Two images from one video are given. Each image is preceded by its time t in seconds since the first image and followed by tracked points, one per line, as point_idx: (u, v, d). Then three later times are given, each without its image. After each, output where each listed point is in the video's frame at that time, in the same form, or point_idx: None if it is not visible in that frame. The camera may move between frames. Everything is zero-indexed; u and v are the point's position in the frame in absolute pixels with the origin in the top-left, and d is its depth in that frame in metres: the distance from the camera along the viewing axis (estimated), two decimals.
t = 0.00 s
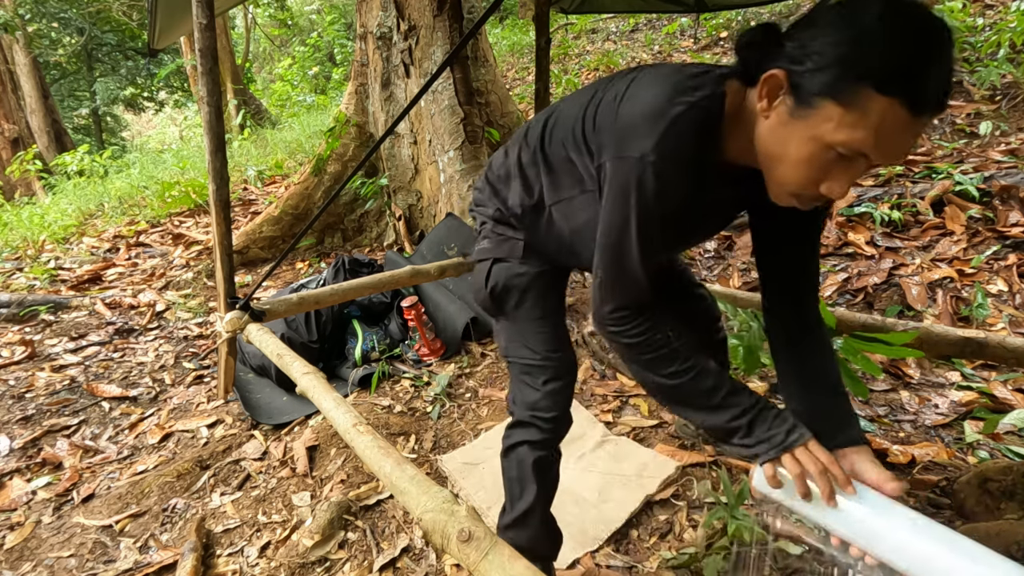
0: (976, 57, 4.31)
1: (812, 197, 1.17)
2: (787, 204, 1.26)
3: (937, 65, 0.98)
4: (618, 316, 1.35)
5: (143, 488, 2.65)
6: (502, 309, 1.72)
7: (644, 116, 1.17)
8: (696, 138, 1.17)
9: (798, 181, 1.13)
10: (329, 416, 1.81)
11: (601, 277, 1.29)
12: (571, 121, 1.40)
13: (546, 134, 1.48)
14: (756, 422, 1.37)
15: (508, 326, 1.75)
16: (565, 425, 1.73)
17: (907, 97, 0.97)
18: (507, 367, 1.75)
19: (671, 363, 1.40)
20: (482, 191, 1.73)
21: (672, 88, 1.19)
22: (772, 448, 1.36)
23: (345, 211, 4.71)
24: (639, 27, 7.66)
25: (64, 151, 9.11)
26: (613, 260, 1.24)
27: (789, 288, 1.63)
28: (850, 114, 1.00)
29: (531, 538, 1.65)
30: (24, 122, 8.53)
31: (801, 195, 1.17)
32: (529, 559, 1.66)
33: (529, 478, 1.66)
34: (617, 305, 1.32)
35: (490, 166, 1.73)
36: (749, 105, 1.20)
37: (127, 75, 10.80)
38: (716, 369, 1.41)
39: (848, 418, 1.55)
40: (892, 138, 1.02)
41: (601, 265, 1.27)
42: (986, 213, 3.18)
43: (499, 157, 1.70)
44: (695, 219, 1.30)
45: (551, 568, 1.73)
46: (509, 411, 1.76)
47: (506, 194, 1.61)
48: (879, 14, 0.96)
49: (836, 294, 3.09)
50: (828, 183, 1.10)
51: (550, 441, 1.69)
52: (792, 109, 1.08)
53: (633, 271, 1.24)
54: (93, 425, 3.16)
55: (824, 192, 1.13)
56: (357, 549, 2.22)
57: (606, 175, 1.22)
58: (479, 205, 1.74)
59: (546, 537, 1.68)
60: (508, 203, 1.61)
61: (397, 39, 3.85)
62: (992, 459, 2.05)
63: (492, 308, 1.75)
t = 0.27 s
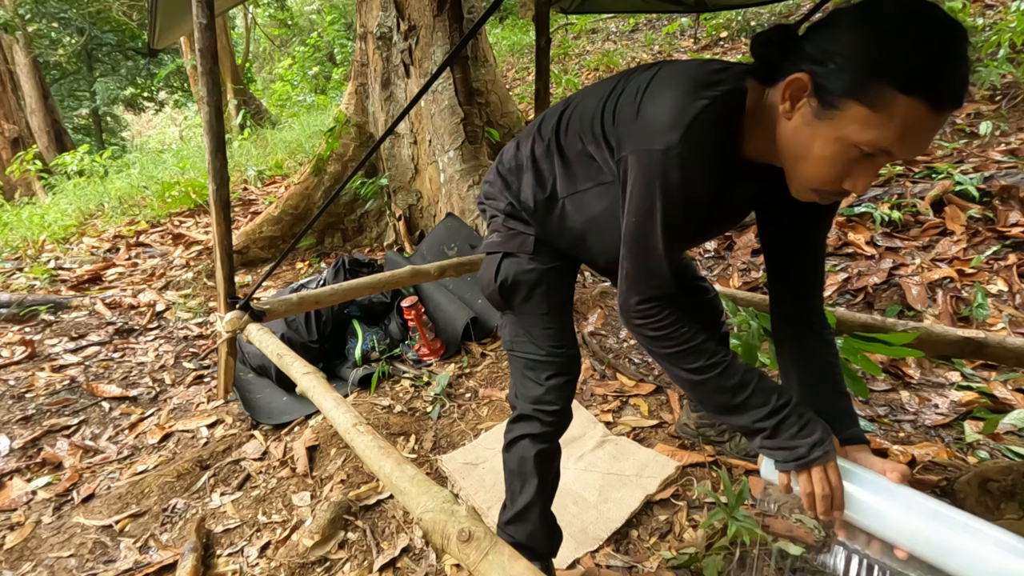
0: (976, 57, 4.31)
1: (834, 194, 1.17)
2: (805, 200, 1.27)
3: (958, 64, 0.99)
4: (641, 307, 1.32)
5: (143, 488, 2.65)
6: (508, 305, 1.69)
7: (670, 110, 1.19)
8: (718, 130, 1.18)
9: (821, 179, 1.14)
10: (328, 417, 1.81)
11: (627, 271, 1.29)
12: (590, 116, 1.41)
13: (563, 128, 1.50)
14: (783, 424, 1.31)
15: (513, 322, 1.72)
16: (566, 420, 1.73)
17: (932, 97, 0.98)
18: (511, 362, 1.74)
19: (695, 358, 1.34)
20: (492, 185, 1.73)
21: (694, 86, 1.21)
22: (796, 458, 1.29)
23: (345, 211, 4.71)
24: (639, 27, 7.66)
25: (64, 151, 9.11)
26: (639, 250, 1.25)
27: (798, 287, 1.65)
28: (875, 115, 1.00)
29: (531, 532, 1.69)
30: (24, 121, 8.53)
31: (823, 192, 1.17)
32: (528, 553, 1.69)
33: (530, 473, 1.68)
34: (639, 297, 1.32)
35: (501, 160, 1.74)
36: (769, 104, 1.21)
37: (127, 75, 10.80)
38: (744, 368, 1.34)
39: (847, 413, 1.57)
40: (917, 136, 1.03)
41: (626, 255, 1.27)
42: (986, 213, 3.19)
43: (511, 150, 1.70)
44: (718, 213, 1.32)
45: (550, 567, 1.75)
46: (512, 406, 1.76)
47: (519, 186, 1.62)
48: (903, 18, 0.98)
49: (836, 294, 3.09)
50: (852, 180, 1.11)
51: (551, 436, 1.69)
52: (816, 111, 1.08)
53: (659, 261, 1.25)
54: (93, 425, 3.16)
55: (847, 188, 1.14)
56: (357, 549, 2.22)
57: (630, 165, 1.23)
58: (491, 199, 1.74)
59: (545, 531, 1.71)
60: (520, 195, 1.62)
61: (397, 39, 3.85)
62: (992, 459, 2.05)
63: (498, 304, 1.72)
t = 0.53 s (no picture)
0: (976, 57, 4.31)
1: (851, 192, 1.22)
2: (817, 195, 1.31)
3: (972, 71, 1.03)
4: (658, 304, 1.35)
5: (143, 488, 2.65)
6: (515, 302, 1.69)
7: (692, 112, 1.20)
8: (736, 130, 1.20)
9: (841, 179, 1.18)
10: (329, 416, 1.81)
11: (647, 269, 1.31)
12: (605, 115, 1.41)
13: (574, 126, 1.49)
14: (793, 408, 1.40)
15: (519, 319, 1.72)
16: (568, 418, 1.74)
17: (951, 105, 1.03)
18: (515, 360, 1.74)
19: (712, 353, 1.39)
20: (500, 181, 1.71)
21: (714, 88, 1.22)
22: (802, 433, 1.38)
23: (345, 211, 4.71)
24: (639, 27, 7.66)
25: (64, 151, 9.11)
26: (659, 249, 1.26)
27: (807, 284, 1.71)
28: (898, 122, 1.03)
29: (532, 529, 1.69)
30: (24, 121, 8.53)
31: (840, 192, 1.22)
32: (528, 551, 1.69)
33: (532, 470, 1.68)
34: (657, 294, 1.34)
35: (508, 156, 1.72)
36: (786, 107, 1.21)
37: (127, 75, 10.79)
38: (753, 358, 1.43)
39: (859, 399, 1.55)
40: (934, 141, 1.07)
41: (646, 255, 1.29)
42: (986, 213, 3.19)
43: (518, 146, 1.69)
44: (733, 212, 1.34)
45: (550, 566, 1.74)
46: (514, 403, 1.76)
47: (527, 184, 1.60)
48: (925, 31, 1.00)
49: (836, 294, 3.09)
50: (870, 180, 1.15)
51: (554, 432, 1.71)
52: (839, 118, 1.10)
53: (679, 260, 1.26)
54: (93, 425, 3.16)
55: (864, 187, 1.18)
56: (357, 549, 2.22)
57: (651, 166, 1.23)
58: (498, 195, 1.72)
59: (546, 528, 1.71)
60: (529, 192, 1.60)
61: (397, 39, 3.85)
62: (992, 459, 2.05)
63: (504, 301, 1.72)
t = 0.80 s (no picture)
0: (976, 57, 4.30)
1: (867, 192, 1.27)
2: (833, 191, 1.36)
3: (986, 80, 1.08)
4: (675, 305, 1.30)
5: (143, 488, 2.65)
6: (520, 301, 1.67)
7: (712, 116, 1.20)
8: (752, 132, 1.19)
9: (862, 180, 1.23)
10: (329, 416, 1.81)
11: (661, 269, 1.28)
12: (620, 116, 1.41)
13: (586, 126, 1.48)
14: (810, 414, 1.36)
15: (523, 318, 1.71)
16: (570, 418, 1.74)
17: (970, 113, 1.08)
18: (518, 359, 1.74)
19: (729, 355, 1.34)
20: (506, 180, 1.69)
21: (732, 90, 1.23)
22: (821, 442, 1.35)
23: (345, 211, 4.71)
24: (639, 27, 7.66)
25: (64, 151, 9.11)
26: (678, 248, 1.23)
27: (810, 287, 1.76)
28: (924, 133, 1.08)
29: (532, 529, 1.69)
30: (24, 121, 8.52)
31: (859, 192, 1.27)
32: (528, 551, 1.69)
33: (535, 469, 1.69)
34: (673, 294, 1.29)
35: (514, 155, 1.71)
36: (803, 111, 1.24)
37: (127, 75, 10.79)
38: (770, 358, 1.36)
39: (861, 396, 1.63)
40: (952, 146, 1.12)
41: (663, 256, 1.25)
42: (986, 213, 3.19)
43: (525, 145, 1.68)
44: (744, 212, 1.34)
45: (550, 566, 1.74)
46: (516, 402, 1.76)
47: (534, 182, 1.60)
48: (946, 44, 1.04)
49: (836, 294, 3.10)
50: (890, 182, 1.21)
51: (556, 432, 1.71)
52: (864, 130, 1.14)
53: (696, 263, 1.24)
54: (93, 425, 3.16)
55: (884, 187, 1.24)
56: (357, 549, 2.22)
57: (671, 170, 1.23)
58: (503, 193, 1.70)
59: (546, 529, 1.70)
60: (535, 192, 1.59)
61: (397, 39, 3.85)
62: (992, 459, 2.05)
63: (509, 300, 1.70)
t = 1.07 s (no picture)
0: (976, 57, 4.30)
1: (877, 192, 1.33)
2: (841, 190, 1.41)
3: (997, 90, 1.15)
4: (696, 305, 1.31)
5: (143, 488, 2.65)
6: (524, 301, 1.67)
7: (732, 120, 1.21)
8: (771, 135, 1.20)
9: (876, 183, 1.29)
10: (329, 417, 1.81)
11: (682, 270, 1.28)
12: (633, 117, 1.41)
13: (597, 126, 1.48)
14: (830, 400, 1.39)
15: (527, 318, 1.71)
16: (573, 419, 1.74)
17: (982, 125, 1.15)
18: (521, 359, 1.74)
19: (749, 348, 1.36)
20: (512, 179, 1.68)
21: (752, 94, 1.24)
22: (841, 422, 1.39)
23: (345, 211, 4.70)
24: (639, 27, 7.67)
25: (64, 151, 9.11)
26: (701, 250, 1.23)
27: (810, 284, 1.80)
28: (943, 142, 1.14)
29: (534, 529, 1.68)
30: (24, 122, 8.52)
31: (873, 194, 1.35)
32: (528, 551, 1.69)
33: (536, 470, 1.69)
34: (694, 296, 1.30)
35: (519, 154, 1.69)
36: (820, 117, 1.27)
37: (127, 75, 10.78)
38: (787, 348, 1.38)
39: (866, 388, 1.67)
40: (962, 155, 1.19)
41: (684, 260, 1.26)
42: (986, 213, 3.18)
43: (530, 143, 1.67)
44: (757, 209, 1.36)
45: (550, 566, 1.74)
46: (519, 402, 1.76)
47: (543, 182, 1.59)
48: (969, 57, 1.09)
49: (836, 294, 3.10)
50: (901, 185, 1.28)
51: (559, 432, 1.71)
52: (886, 140, 1.19)
53: (716, 265, 1.24)
54: (93, 425, 3.16)
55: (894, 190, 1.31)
56: (357, 549, 2.22)
57: (692, 173, 1.23)
58: (509, 192, 1.69)
59: (548, 529, 1.70)
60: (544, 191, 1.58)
61: (397, 39, 3.85)
62: (992, 459, 2.05)
63: (513, 300, 1.70)
